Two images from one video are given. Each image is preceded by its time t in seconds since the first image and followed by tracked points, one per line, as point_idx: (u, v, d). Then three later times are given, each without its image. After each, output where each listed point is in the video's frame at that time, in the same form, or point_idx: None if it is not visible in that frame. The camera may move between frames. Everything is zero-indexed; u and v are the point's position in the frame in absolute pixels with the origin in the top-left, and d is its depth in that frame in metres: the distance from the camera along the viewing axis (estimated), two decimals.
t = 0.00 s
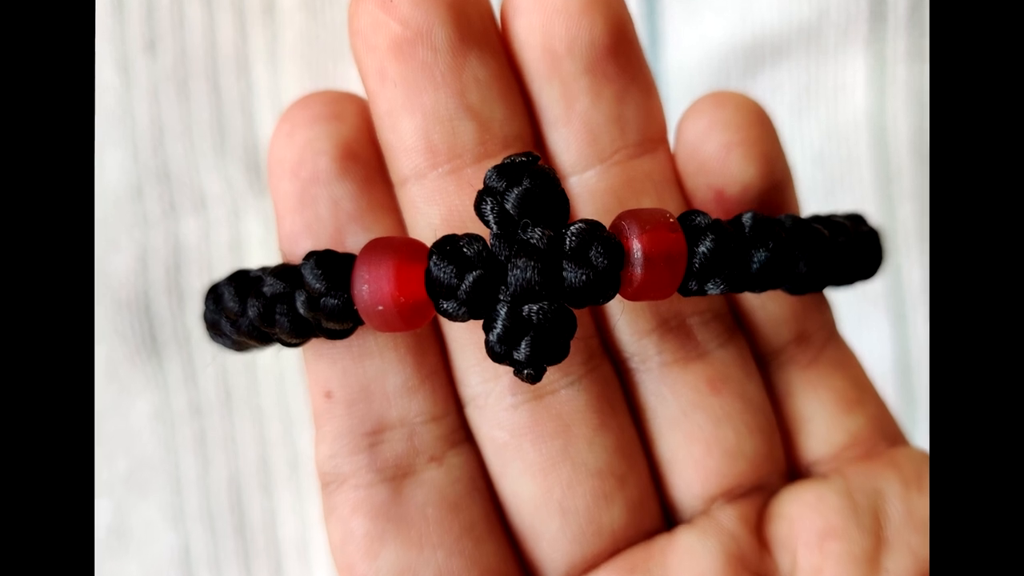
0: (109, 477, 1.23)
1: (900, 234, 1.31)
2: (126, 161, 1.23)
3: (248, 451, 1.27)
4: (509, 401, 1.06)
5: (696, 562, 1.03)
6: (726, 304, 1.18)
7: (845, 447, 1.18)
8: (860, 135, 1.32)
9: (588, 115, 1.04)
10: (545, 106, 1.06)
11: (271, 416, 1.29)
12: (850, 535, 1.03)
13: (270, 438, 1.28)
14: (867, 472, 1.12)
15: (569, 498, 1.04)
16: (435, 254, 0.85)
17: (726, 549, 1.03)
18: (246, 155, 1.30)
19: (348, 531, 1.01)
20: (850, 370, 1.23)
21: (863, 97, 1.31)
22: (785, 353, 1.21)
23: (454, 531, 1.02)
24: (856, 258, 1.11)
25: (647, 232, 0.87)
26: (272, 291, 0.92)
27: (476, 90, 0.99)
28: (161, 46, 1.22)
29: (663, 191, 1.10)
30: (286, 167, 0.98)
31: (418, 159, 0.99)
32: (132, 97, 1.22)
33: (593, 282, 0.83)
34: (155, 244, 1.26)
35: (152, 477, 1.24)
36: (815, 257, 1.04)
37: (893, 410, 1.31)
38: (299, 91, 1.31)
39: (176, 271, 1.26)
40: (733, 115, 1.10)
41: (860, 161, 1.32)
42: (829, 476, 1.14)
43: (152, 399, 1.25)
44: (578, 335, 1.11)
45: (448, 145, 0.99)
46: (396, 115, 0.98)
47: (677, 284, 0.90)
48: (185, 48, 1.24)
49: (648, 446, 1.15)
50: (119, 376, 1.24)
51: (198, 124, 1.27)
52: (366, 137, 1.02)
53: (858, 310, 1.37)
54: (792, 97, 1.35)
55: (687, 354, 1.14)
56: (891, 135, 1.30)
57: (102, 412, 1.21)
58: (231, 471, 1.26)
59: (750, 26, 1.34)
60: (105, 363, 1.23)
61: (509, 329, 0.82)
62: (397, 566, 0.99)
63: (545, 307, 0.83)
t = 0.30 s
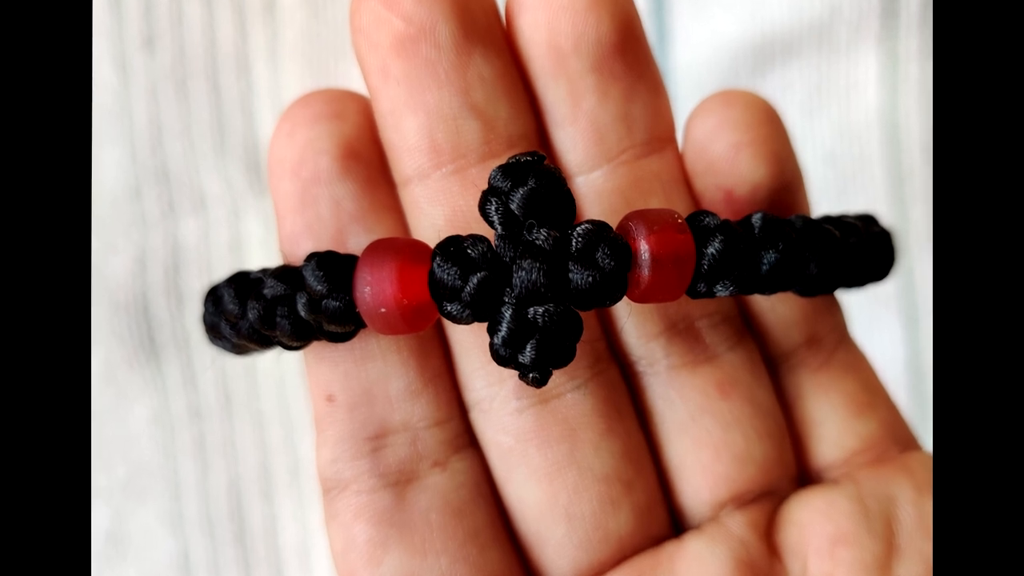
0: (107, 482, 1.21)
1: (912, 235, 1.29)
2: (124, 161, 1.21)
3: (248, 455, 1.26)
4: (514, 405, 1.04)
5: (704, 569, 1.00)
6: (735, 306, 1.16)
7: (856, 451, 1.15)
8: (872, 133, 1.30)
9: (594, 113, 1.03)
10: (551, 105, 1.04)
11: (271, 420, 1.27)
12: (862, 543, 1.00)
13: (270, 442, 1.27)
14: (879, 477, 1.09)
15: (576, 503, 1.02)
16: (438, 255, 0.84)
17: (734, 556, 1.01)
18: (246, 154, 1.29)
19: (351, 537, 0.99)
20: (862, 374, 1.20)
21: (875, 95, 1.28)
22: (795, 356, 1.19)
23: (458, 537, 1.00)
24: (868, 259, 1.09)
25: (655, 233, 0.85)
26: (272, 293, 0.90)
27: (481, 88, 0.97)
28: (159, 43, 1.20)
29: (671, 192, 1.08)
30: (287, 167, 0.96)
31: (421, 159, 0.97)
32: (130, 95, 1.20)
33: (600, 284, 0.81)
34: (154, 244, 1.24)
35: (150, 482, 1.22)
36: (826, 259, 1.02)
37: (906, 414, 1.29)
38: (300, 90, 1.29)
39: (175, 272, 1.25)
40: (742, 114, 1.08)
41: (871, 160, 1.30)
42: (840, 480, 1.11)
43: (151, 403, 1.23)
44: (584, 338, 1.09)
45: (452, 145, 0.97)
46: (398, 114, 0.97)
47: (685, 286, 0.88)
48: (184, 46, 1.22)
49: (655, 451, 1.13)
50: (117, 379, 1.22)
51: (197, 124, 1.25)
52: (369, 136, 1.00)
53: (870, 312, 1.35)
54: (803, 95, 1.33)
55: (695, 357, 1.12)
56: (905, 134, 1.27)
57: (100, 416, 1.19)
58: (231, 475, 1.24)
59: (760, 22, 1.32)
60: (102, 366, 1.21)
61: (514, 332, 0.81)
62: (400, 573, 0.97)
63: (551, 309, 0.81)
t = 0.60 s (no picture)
0: (105, 488, 1.19)
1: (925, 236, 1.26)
2: (122, 160, 1.19)
3: (247, 460, 1.24)
4: (519, 409, 1.02)
5: None
6: (744, 308, 1.14)
7: (868, 456, 1.13)
8: (884, 132, 1.27)
9: (601, 112, 1.01)
10: (557, 103, 1.02)
11: (272, 426, 1.26)
12: (874, 550, 0.97)
13: (270, 447, 1.25)
14: (892, 483, 1.06)
15: (582, 510, 1.00)
16: (442, 257, 0.82)
17: (744, 564, 0.98)
18: (247, 154, 1.27)
19: (353, 544, 0.98)
20: (874, 378, 1.18)
21: (887, 93, 1.26)
22: (806, 359, 1.17)
23: (462, 545, 0.98)
24: (879, 261, 1.07)
25: (663, 234, 0.83)
26: (273, 295, 0.88)
27: (485, 86, 0.96)
28: (157, 40, 1.19)
29: (680, 192, 1.06)
30: (288, 166, 0.95)
31: (425, 158, 0.95)
32: (128, 93, 1.18)
33: (606, 286, 0.79)
34: (152, 245, 1.22)
35: (149, 487, 1.20)
36: (838, 260, 1.00)
37: (920, 418, 1.26)
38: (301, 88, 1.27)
39: (173, 274, 1.23)
40: (752, 112, 1.06)
41: (884, 160, 1.28)
42: (851, 486, 1.09)
43: (149, 408, 1.21)
44: (591, 341, 1.07)
45: (456, 144, 0.95)
46: (401, 112, 0.95)
47: (694, 288, 0.86)
48: (182, 43, 1.20)
49: (663, 456, 1.11)
50: (114, 384, 1.20)
51: (196, 123, 1.24)
52: (371, 135, 0.98)
53: (882, 315, 1.33)
54: (814, 94, 1.31)
55: (704, 361, 1.10)
56: (917, 132, 1.25)
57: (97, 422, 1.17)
58: (230, 481, 1.23)
59: (770, 19, 1.30)
60: (99, 369, 1.19)
61: (520, 335, 0.79)
62: None
63: (557, 312, 0.79)
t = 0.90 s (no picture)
0: (102, 494, 1.17)
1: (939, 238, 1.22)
2: (120, 160, 1.17)
3: (247, 466, 1.22)
4: (525, 414, 1.00)
5: None
6: (755, 311, 1.12)
7: (880, 461, 1.11)
8: (897, 131, 1.25)
9: (608, 111, 0.99)
10: (563, 101, 1.00)
11: (273, 431, 1.24)
12: (888, 558, 0.94)
13: (270, 452, 1.24)
14: (905, 489, 1.04)
15: (589, 516, 0.98)
16: (446, 258, 0.80)
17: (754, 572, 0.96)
18: (247, 154, 1.26)
19: (355, 550, 0.96)
20: (886, 381, 1.16)
21: (900, 91, 1.23)
22: (817, 362, 1.14)
23: (466, 553, 0.96)
24: (892, 262, 1.04)
25: (671, 235, 0.81)
26: (274, 297, 0.86)
27: (490, 85, 0.94)
28: (156, 37, 1.17)
29: (688, 192, 1.03)
30: (289, 166, 0.93)
31: (428, 158, 0.94)
32: (126, 91, 1.16)
33: (613, 288, 0.77)
34: (150, 246, 1.21)
35: (147, 493, 1.19)
36: (849, 261, 0.98)
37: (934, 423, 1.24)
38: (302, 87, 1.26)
39: (172, 276, 1.21)
40: (762, 111, 1.04)
41: (897, 160, 1.26)
42: (863, 492, 1.06)
43: (147, 413, 1.20)
44: (597, 344, 1.05)
45: (460, 144, 0.93)
46: (404, 111, 0.93)
47: (703, 290, 0.84)
48: (181, 40, 1.19)
49: (671, 461, 1.09)
50: (112, 388, 1.18)
51: (196, 122, 1.22)
52: (374, 134, 0.96)
53: (894, 318, 1.31)
54: (825, 92, 1.29)
55: (713, 364, 1.08)
56: (931, 131, 1.22)
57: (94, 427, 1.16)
58: (229, 486, 1.21)
59: (780, 16, 1.28)
60: (97, 372, 1.17)
61: (525, 338, 0.77)
62: None
63: (563, 314, 0.77)
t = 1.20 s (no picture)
0: (99, 501, 1.15)
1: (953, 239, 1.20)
2: (116, 159, 1.15)
3: (248, 472, 1.21)
4: (531, 418, 0.98)
5: None
6: (765, 313, 1.10)
7: (893, 467, 1.08)
8: (910, 130, 1.23)
9: (615, 109, 0.97)
10: (570, 100, 0.98)
11: (273, 435, 1.22)
12: (901, 566, 0.92)
13: (271, 456, 1.22)
14: (917, 495, 1.01)
15: (595, 523, 0.96)
16: (450, 260, 0.78)
17: None
18: (247, 154, 1.24)
19: (358, 558, 0.95)
20: (899, 385, 1.13)
21: (913, 89, 1.21)
22: (829, 366, 1.12)
23: (470, 561, 0.95)
24: (905, 264, 1.02)
25: (680, 236, 0.79)
26: (274, 299, 0.85)
27: (495, 83, 0.92)
28: (154, 33, 1.15)
29: (697, 192, 1.01)
30: (290, 166, 0.91)
31: (432, 157, 0.92)
32: (123, 89, 1.14)
33: (621, 290, 0.75)
34: (148, 247, 1.19)
35: (145, 499, 1.17)
36: (862, 263, 0.96)
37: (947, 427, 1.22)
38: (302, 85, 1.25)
39: (170, 279, 1.20)
40: (773, 109, 1.01)
41: (910, 160, 1.24)
42: (875, 498, 1.04)
43: (145, 417, 1.18)
44: (604, 347, 1.03)
45: (464, 143, 0.92)
46: (407, 110, 0.91)
47: (712, 292, 0.82)
48: (179, 37, 1.17)
49: (680, 466, 1.06)
50: (110, 392, 1.17)
51: (195, 121, 1.20)
52: (376, 133, 0.95)
53: (907, 321, 1.29)
54: (836, 91, 1.27)
55: (722, 368, 1.05)
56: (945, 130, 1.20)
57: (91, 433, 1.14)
58: (229, 492, 1.19)
59: (790, 13, 1.26)
60: (93, 377, 1.16)
61: (531, 341, 0.75)
62: None
63: (569, 317, 0.75)
